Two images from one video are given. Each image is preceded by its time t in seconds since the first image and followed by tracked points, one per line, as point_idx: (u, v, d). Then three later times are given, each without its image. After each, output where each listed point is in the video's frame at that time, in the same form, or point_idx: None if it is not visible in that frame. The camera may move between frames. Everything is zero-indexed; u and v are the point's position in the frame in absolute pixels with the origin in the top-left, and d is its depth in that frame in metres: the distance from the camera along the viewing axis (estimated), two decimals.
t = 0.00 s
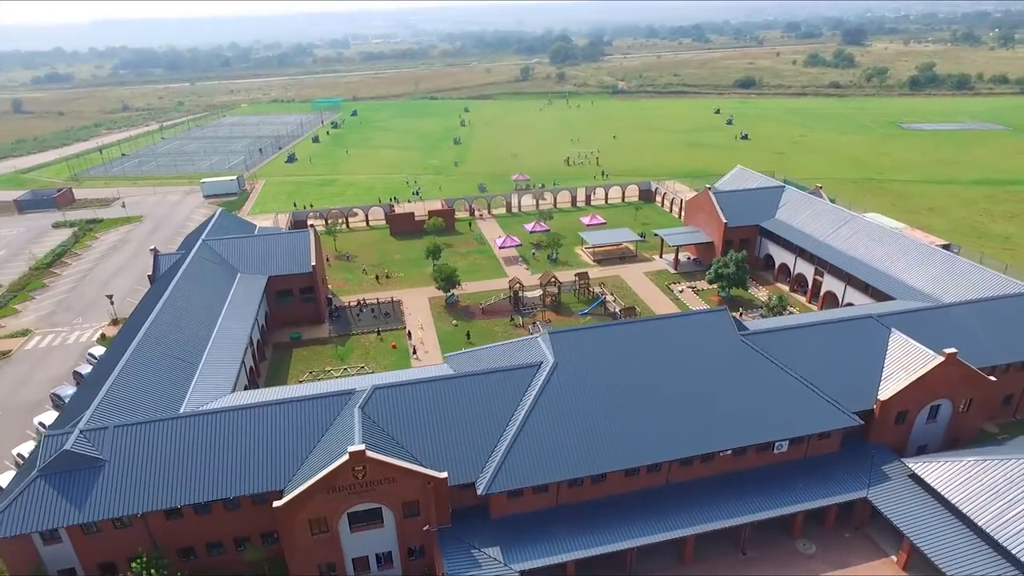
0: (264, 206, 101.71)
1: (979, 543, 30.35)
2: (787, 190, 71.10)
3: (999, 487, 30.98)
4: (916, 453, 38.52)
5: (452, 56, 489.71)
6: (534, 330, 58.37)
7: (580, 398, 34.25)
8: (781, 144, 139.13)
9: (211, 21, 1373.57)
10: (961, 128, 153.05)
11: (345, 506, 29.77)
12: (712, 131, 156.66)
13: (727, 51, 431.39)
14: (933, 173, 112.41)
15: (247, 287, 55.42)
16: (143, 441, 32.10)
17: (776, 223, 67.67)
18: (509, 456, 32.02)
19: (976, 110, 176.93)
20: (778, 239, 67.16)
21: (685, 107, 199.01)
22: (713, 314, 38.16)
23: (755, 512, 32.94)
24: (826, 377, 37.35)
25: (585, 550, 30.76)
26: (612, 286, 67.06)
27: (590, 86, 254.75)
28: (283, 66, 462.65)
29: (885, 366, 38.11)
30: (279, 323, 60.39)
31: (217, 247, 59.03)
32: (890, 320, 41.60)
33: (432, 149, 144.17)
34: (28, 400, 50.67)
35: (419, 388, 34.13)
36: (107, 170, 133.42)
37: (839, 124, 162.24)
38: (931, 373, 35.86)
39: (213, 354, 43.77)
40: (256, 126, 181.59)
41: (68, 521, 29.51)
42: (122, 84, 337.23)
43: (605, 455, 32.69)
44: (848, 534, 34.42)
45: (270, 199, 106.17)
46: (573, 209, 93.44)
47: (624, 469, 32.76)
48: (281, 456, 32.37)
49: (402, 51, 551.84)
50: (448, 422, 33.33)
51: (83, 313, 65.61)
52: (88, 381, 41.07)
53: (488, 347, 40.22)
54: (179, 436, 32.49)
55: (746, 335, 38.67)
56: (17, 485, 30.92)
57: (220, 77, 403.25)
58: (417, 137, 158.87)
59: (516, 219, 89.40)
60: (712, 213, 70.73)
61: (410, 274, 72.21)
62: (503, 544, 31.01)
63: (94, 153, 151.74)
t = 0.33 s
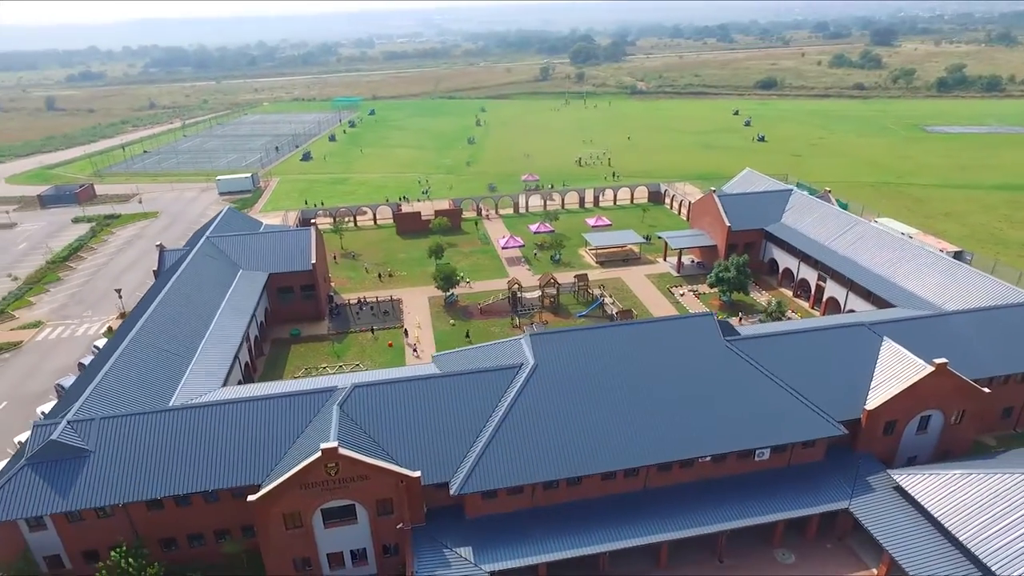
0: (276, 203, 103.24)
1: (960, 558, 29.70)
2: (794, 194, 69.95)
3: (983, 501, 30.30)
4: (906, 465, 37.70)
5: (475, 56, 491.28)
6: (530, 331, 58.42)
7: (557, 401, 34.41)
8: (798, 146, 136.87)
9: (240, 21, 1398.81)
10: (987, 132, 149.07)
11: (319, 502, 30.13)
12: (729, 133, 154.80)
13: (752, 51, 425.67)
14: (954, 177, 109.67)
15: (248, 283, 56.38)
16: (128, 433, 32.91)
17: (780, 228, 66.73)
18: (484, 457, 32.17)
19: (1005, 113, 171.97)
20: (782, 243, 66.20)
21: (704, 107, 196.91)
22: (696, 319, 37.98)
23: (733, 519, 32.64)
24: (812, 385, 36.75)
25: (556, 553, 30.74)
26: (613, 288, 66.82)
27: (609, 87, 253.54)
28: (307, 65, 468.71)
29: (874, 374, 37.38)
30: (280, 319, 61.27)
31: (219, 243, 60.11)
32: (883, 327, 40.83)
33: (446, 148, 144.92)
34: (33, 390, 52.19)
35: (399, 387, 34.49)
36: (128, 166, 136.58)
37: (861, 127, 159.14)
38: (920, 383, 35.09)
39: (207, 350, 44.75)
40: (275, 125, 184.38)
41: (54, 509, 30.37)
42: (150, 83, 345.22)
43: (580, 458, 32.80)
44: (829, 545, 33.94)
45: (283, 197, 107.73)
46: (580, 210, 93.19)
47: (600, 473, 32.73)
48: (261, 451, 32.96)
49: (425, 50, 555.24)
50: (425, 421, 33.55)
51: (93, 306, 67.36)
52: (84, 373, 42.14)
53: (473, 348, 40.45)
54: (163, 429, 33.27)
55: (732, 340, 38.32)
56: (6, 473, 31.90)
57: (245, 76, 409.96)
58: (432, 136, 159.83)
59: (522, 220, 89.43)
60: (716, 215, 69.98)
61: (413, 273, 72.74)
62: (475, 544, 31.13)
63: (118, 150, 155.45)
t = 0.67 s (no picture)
0: (289, 201, 104.93)
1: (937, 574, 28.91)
2: (801, 198, 68.78)
3: (962, 517, 29.54)
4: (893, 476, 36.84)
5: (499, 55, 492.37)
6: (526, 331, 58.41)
7: (533, 402, 34.46)
8: (818, 148, 134.08)
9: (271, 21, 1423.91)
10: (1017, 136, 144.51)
11: (291, 496, 30.61)
12: (748, 134, 152.46)
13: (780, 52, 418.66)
14: (978, 182, 106.56)
15: (249, 279, 57.42)
16: (112, 423, 33.82)
17: (786, 232, 65.69)
18: (456, 456, 32.35)
19: None
20: (787, 248, 65.12)
21: (724, 109, 194.32)
22: (679, 323, 37.71)
23: (707, 525, 32.27)
24: (795, 392, 36.16)
25: (523, 554, 30.71)
26: (612, 291, 66.51)
27: (630, 87, 251.83)
28: (333, 64, 474.46)
29: (861, 384, 36.59)
30: (281, 315, 62.25)
31: (224, 239, 61.27)
32: (874, 335, 39.97)
33: (461, 147, 145.59)
34: (40, 379, 53.94)
35: (376, 384, 34.84)
36: (152, 162, 140.08)
37: (885, 129, 155.48)
38: (906, 394, 34.24)
39: (201, 344, 45.71)
40: (296, 123, 187.23)
41: (38, 494, 31.38)
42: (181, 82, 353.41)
43: (553, 460, 32.81)
44: (806, 556, 33.35)
45: (297, 194, 109.46)
46: (588, 211, 92.84)
47: (572, 476, 32.73)
48: (239, 443, 33.57)
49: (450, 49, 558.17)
50: (400, 419, 33.80)
51: (105, 298, 69.33)
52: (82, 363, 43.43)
53: (456, 348, 40.68)
54: (147, 420, 34.12)
55: (715, 345, 37.87)
56: None
57: (272, 74, 416.89)
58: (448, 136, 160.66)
59: (530, 220, 89.35)
60: (720, 219, 69.15)
61: (416, 272, 73.31)
62: (444, 542, 31.32)
63: (143, 146, 159.52)
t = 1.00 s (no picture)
0: (300, 199, 106.27)
1: None
2: (807, 201, 67.71)
3: (940, 529, 28.92)
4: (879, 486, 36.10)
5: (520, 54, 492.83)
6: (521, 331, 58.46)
7: (510, 403, 34.48)
8: (835, 151, 131.79)
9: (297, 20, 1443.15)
10: None
11: (266, 489, 31.04)
12: (764, 136, 150.51)
13: (804, 52, 412.11)
14: (998, 187, 103.77)
15: (249, 275, 58.36)
16: (100, 414, 34.65)
17: (789, 236, 64.70)
18: (430, 453, 32.55)
19: None
20: (789, 252, 64.13)
21: (742, 110, 191.99)
22: (661, 328, 37.43)
23: (681, 530, 32.00)
24: (778, 398, 35.68)
25: (495, 554, 30.77)
26: (612, 292, 66.25)
27: (648, 87, 249.94)
28: (355, 63, 479.01)
29: (847, 392, 35.94)
30: (282, 311, 63.10)
31: (227, 235, 62.32)
32: (865, 342, 39.22)
33: (473, 147, 146.05)
34: (46, 369, 55.44)
35: (356, 382, 35.13)
36: (170, 159, 142.88)
37: (906, 132, 152.17)
38: (891, 403, 33.56)
39: (196, 339, 46.54)
40: (313, 121, 189.45)
41: (26, 480, 32.31)
42: (206, 81, 360.11)
43: (527, 461, 32.79)
44: (784, 564, 32.90)
45: (308, 192, 110.78)
46: (595, 211, 92.52)
47: (547, 477, 32.68)
48: (220, 436, 34.15)
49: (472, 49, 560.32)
50: (378, 417, 34.05)
51: (115, 292, 71.01)
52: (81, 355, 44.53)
53: (441, 347, 40.86)
54: (133, 411, 34.89)
55: (699, 350, 37.52)
56: None
57: (295, 73, 422.59)
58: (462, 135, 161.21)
59: (535, 220, 89.31)
60: (723, 221, 68.46)
61: (418, 270, 73.74)
62: (417, 540, 31.49)
63: (163, 143, 162.85)
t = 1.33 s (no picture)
0: (312, 196, 107.56)
1: None
2: (814, 204, 66.48)
3: (920, 542, 28.23)
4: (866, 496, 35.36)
5: (542, 54, 492.34)
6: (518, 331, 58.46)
7: (489, 402, 34.56)
8: (854, 154, 129.11)
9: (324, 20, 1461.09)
10: None
11: (244, 482, 31.55)
12: (782, 138, 148.13)
13: (831, 52, 404.70)
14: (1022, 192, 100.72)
15: (250, 270, 59.25)
16: (90, 404, 35.56)
17: (794, 239, 63.65)
18: (406, 451, 32.75)
19: None
20: (794, 256, 63.08)
21: (762, 111, 189.20)
22: (645, 330, 37.10)
23: (656, 535, 31.77)
24: (761, 404, 35.15)
25: (468, 553, 30.87)
26: (612, 294, 65.89)
27: (668, 88, 247.56)
28: (378, 62, 483.22)
29: (834, 399, 35.24)
30: (283, 306, 63.97)
31: (231, 231, 63.33)
32: (856, 347, 38.37)
33: (487, 147, 146.30)
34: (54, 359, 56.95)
35: (337, 378, 35.47)
36: (190, 156, 145.65)
37: (930, 134, 148.47)
38: (877, 412, 32.82)
39: (193, 333, 47.45)
40: (332, 120, 191.59)
41: (15, 467, 33.26)
42: (231, 80, 366.28)
43: (503, 461, 32.86)
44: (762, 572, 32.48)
45: (320, 189, 111.98)
46: (602, 212, 92.04)
47: (522, 478, 32.70)
48: (203, 429, 34.78)
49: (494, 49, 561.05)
50: (358, 413, 34.36)
51: (126, 285, 72.64)
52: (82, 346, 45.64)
53: (428, 346, 41.06)
54: (121, 401, 35.71)
55: (684, 353, 37.15)
56: None
57: (318, 72, 427.87)
58: (477, 134, 161.56)
59: (542, 220, 89.18)
60: (727, 224, 67.63)
61: (421, 269, 74.15)
62: (391, 536, 31.71)
63: (185, 140, 166.08)
